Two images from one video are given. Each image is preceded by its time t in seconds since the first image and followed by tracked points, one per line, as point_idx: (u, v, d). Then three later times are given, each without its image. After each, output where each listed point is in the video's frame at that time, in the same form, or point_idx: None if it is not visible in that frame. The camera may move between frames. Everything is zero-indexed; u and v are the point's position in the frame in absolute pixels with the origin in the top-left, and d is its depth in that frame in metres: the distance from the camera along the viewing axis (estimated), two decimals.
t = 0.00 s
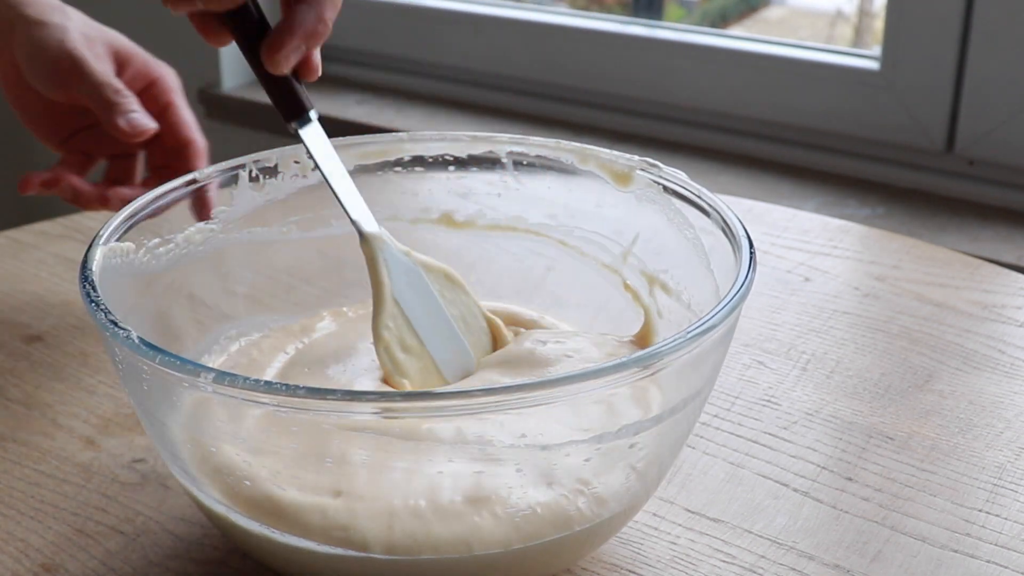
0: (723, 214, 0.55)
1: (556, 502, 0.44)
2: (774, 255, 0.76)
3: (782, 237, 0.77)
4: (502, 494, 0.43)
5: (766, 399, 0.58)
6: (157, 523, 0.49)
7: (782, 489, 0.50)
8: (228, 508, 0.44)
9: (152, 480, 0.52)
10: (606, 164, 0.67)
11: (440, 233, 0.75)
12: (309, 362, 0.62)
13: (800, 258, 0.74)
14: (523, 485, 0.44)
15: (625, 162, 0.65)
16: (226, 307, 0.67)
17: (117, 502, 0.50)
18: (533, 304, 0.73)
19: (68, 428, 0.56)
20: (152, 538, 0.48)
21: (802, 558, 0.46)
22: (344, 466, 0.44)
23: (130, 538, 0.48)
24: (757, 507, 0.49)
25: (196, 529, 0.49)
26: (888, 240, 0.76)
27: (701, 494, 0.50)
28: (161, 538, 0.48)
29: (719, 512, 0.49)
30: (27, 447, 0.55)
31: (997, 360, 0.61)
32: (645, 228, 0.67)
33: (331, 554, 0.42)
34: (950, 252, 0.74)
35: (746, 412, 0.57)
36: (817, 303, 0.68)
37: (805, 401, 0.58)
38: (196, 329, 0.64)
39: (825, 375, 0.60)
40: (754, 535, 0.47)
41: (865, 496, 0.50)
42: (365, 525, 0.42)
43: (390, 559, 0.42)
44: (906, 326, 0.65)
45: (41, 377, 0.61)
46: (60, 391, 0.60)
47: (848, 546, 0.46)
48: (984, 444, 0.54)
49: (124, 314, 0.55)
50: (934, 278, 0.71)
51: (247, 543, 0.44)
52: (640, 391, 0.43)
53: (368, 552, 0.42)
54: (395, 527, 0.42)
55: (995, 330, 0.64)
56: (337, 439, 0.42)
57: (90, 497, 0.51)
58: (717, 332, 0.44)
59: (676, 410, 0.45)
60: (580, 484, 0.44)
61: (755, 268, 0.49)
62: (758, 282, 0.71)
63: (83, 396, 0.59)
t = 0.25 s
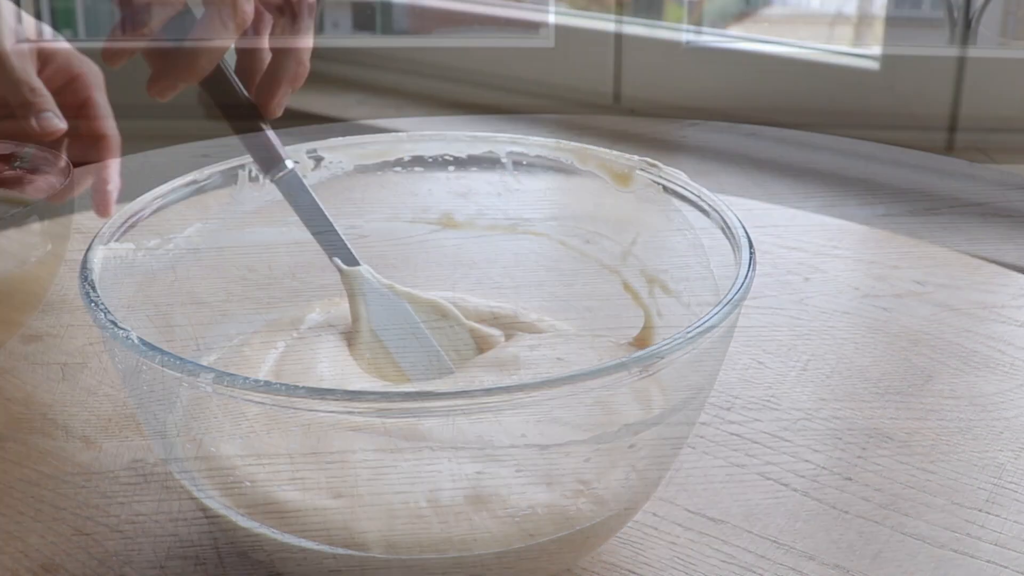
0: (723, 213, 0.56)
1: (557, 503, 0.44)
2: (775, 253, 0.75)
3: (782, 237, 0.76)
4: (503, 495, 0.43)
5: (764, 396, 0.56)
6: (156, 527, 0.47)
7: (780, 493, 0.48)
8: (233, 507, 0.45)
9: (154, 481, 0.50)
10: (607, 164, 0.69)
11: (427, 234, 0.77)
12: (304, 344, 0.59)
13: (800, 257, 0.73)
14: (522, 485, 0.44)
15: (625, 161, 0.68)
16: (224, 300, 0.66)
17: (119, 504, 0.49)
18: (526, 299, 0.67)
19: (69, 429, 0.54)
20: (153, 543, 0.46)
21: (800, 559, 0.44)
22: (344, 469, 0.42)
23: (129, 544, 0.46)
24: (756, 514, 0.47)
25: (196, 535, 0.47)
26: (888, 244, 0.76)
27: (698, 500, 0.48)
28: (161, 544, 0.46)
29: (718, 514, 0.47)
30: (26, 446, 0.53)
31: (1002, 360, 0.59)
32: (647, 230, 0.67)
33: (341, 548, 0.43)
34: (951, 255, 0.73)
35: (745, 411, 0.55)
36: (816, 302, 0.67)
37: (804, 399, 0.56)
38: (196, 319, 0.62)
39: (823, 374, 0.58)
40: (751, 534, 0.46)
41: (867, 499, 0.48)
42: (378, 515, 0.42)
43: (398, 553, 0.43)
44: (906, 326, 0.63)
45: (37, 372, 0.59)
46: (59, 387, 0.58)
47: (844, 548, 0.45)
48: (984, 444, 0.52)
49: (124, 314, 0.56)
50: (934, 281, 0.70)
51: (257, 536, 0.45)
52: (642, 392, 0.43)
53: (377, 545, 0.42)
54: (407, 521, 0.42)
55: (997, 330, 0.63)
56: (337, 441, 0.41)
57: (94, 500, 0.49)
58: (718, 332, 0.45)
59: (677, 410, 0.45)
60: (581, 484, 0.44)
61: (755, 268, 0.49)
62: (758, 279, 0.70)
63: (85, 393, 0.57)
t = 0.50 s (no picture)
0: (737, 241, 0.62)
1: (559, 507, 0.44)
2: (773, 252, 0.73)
3: (779, 237, 0.75)
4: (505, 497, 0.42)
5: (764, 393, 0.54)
6: (156, 529, 0.44)
7: (781, 495, 0.46)
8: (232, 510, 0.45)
9: (155, 482, 0.47)
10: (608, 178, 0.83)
11: (426, 235, 0.75)
12: (301, 347, 0.59)
13: (798, 258, 0.72)
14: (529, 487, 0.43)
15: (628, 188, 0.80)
16: (227, 299, 0.65)
17: (118, 505, 0.45)
18: (518, 299, 0.65)
19: (68, 429, 0.51)
20: (155, 544, 0.43)
21: (801, 559, 0.42)
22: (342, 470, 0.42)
23: (128, 544, 0.43)
24: (756, 515, 0.45)
25: (197, 537, 0.44)
26: (888, 245, 0.75)
27: (699, 499, 0.46)
28: (161, 544, 0.43)
29: (723, 518, 0.45)
30: (21, 445, 0.50)
31: (1004, 360, 0.58)
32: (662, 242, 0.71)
33: (342, 547, 0.43)
34: (952, 258, 0.73)
35: (744, 405, 0.53)
36: (815, 300, 0.66)
37: (803, 396, 0.54)
38: (202, 317, 0.62)
39: (821, 374, 0.56)
40: (749, 530, 0.44)
41: (869, 500, 0.46)
42: (382, 518, 0.45)
43: (398, 550, 0.43)
44: (906, 326, 0.62)
45: (34, 369, 0.56)
46: (56, 387, 0.55)
47: (843, 549, 0.43)
48: (986, 444, 0.50)
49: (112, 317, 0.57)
50: (935, 281, 0.69)
51: (262, 535, 0.44)
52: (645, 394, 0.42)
53: (376, 544, 0.43)
54: (408, 525, 0.44)
55: (996, 331, 0.62)
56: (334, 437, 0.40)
57: (93, 500, 0.46)
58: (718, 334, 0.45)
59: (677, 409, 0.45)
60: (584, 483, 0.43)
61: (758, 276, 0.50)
62: (756, 278, 0.68)
63: (84, 394, 0.54)
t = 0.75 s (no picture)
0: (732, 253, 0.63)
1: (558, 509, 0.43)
2: (773, 252, 0.73)
3: (779, 237, 0.75)
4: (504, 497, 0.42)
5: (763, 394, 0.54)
6: (156, 529, 0.44)
7: (780, 495, 0.46)
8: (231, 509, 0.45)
9: (155, 482, 0.47)
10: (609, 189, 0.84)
11: (426, 235, 0.75)
12: (300, 347, 0.59)
13: (798, 258, 0.72)
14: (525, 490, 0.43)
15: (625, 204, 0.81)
16: (227, 299, 0.65)
17: (119, 505, 0.45)
18: (517, 298, 0.65)
19: (68, 429, 0.51)
20: (155, 545, 0.43)
21: (801, 559, 0.42)
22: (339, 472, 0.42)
23: (129, 544, 0.43)
24: (756, 515, 0.45)
25: (198, 537, 0.44)
26: (888, 245, 0.75)
27: (698, 500, 0.46)
28: (163, 545, 0.43)
29: (723, 519, 0.45)
30: (21, 445, 0.50)
31: (1004, 360, 0.58)
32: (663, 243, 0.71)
33: (342, 547, 0.43)
34: (952, 258, 0.73)
35: (745, 407, 0.53)
36: (814, 299, 0.66)
37: (804, 397, 0.54)
38: (203, 317, 0.62)
39: (821, 374, 0.56)
40: (748, 530, 0.44)
41: (868, 501, 0.46)
42: (382, 518, 0.45)
43: (398, 549, 0.43)
44: (904, 326, 0.62)
45: (35, 370, 0.56)
46: (57, 388, 0.55)
47: (843, 549, 0.43)
48: (984, 443, 0.50)
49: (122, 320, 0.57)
50: (936, 281, 0.69)
51: (262, 535, 0.44)
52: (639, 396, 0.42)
53: (376, 543, 0.43)
54: (408, 525, 0.44)
55: (995, 331, 0.62)
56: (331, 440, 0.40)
57: (94, 500, 0.46)
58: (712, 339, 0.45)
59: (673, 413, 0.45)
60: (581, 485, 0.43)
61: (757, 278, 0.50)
62: (757, 279, 0.68)
63: (85, 395, 0.54)
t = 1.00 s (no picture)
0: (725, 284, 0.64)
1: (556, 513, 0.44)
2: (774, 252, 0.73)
3: (780, 237, 0.75)
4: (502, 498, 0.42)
5: (763, 394, 0.54)
6: (156, 529, 0.44)
7: (780, 495, 0.46)
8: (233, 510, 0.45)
9: (155, 482, 0.47)
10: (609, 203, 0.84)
11: (426, 235, 0.75)
12: (301, 347, 0.59)
13: (798, 258, 0.72)
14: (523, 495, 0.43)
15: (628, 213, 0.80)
16: (227, 299, 0.65)
17: (120, 505, 0.45)
18: (517, 298, 0.65)
19: (68, 429, 0.51)
20: (155, 545, 0.43)
21: (801, 559, 0.42)
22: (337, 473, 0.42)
23: (129, 544, 0.43)
24: (755, 515, 0.45)
25: (198, 537, 0.44)
26: (889, 245, 0.75)
27: (698, 500, 0.46)
28: (163, 545, 0.43)
29: (722, 519, 0.45)
30: (21, 445, 0.50)
31: (1004, 360, 0.58)
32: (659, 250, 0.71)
33: (341, 547, 0.43)
34: (952, 258, 0.73)
35: (745, 407, 0.53)
36: (814, 300, 0.66)
37: (803, 398, 0.54)
38: (203, 317, 0.62)
39: (821, 373, 0.56)
40: (748, 530, 0.44)
41: (867, 501, 0.46)
42: (382, 518, 0.45)
43: (398, 548, 0.43)
44: (903, 327, 0.62)
45: (35, 370, 0.56)
46: (57, 388, 0.55)
47: (843, 549, 0.43)
48: (983, 443, 0.50)
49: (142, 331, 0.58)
50: (935, 281, 0.69)
51: (262, 535, 0.44)
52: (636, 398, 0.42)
53: (376, 543, 0.43)
54: (407, 525, 0.44)
55: (995, 331, 0.62)
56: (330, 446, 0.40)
57: (94, 500, 0.46)
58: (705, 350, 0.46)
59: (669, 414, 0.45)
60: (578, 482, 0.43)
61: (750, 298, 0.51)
62: (756, 278, 0.68)
63: (85, 395, 0.54)
